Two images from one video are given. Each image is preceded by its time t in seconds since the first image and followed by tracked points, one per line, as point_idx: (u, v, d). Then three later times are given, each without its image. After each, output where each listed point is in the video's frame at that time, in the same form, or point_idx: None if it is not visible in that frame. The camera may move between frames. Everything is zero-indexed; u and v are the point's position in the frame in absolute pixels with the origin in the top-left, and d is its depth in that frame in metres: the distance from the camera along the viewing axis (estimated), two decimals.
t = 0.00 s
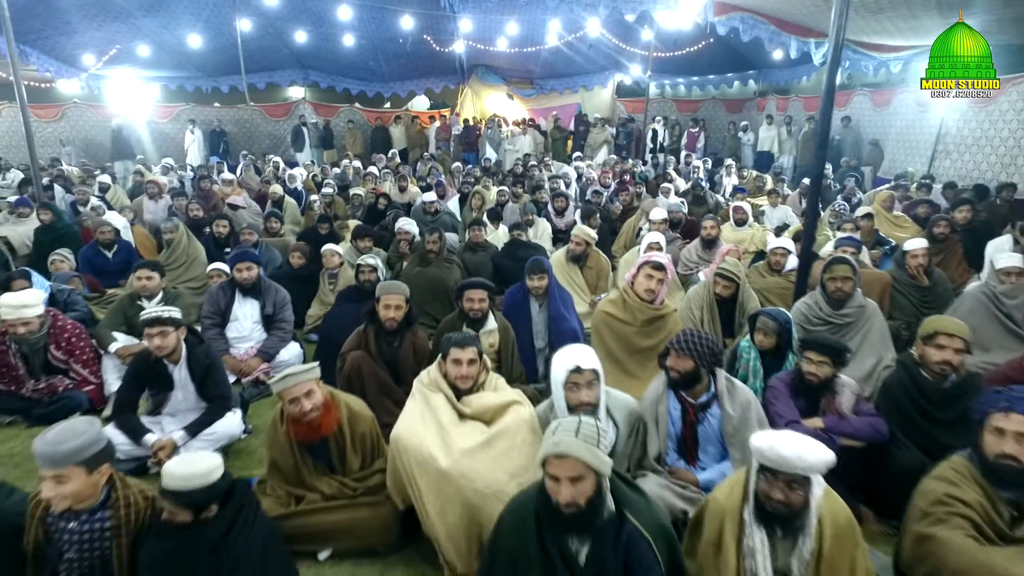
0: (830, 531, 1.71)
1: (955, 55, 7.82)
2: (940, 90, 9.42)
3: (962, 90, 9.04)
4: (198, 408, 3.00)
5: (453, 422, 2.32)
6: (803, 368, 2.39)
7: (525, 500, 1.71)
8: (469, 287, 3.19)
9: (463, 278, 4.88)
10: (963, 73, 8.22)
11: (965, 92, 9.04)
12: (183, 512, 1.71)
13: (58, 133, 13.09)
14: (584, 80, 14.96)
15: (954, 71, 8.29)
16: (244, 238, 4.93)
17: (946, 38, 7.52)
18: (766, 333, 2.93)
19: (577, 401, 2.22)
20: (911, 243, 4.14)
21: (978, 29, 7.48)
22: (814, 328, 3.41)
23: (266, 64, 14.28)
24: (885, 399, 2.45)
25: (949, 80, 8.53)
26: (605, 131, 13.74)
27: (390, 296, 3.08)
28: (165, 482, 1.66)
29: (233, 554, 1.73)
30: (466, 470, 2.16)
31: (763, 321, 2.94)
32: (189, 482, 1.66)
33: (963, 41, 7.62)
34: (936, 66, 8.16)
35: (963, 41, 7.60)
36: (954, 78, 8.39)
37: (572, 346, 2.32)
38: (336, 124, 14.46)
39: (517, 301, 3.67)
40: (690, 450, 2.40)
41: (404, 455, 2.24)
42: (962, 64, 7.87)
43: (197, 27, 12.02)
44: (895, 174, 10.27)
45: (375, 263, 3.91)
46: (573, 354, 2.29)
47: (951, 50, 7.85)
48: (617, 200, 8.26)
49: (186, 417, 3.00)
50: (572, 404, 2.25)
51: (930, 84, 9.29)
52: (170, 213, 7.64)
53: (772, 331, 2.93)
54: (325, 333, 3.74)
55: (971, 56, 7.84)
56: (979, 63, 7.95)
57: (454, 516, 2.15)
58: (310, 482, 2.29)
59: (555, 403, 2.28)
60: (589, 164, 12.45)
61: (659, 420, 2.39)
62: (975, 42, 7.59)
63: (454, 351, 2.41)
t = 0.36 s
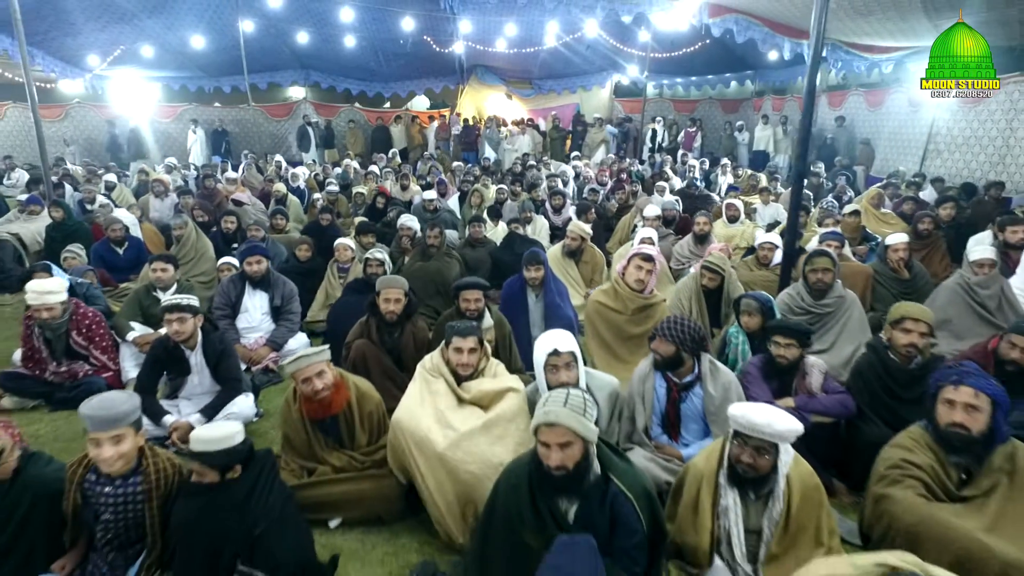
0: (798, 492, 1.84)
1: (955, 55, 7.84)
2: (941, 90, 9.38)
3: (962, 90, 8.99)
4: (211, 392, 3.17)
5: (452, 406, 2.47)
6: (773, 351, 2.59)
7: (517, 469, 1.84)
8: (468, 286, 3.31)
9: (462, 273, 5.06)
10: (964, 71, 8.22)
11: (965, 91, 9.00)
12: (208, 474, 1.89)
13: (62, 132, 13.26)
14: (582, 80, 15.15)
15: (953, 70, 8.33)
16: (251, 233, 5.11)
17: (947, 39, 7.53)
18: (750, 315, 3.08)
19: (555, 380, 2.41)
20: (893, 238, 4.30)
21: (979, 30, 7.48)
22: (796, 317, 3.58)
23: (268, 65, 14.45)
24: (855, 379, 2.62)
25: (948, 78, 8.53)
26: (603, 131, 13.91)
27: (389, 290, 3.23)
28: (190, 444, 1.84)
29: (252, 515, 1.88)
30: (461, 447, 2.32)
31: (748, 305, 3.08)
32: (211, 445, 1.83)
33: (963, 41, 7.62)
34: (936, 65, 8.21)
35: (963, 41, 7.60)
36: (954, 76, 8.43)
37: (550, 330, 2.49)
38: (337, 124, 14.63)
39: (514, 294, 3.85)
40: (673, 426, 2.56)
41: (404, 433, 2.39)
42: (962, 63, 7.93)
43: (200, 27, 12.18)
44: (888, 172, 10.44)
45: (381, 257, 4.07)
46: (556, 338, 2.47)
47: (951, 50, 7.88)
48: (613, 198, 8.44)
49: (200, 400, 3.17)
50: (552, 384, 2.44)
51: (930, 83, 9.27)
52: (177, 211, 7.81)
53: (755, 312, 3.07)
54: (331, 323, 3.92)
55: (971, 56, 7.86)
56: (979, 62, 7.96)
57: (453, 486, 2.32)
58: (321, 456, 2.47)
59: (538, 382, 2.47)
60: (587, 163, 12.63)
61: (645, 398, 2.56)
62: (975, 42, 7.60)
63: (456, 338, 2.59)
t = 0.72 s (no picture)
0: (772, 464, 1.97)
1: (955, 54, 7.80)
2: (940, 90, 9.32)
3: (962, 90, 8.90)
4: (224, 378, 3.33)
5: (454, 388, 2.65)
6: (766, 334, 2.73)
7: (517, 440, 2.00)
8: (467, 279, 3.47)
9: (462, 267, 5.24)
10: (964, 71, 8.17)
11: (965, 92, 8.91)
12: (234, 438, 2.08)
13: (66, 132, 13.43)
14: (580, 80, 15.35)
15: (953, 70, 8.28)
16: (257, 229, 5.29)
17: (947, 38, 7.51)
18: (736, 301, 3.25)
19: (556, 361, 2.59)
20: (875, 233, 4.48)
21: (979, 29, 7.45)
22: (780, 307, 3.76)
23: (269, 65, 14.62)
24: (830, 361, 2.81)
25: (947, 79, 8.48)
26: (601, 131, 14.07)
27: (392, 281, 3.38)
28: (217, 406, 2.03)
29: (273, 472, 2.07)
30: (460, 424, 2.50)
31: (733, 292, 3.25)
32: (242, 400, 2.03)
33: (963, 41, 7.59)
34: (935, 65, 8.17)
35: (963, 41, 7.57)
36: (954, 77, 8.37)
37: (552, 316, 2.70)
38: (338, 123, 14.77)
39: (512, 286, 4.03)
40: (659, 406, 2.72)
41: (408, 411, 2.56)
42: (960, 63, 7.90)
43: (203, 29, 12.34)
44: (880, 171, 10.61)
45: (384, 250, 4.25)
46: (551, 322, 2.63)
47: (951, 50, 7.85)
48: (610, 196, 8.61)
49: (214, 386, 3.33)
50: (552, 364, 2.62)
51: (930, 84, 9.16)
52: (183, 209, 7.98)
53: (740, 299, 3.26)
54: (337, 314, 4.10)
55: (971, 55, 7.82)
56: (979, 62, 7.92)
57: (455, 459, 2.50)
58: (330, 433, 2.64)
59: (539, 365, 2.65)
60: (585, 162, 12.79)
61: (633, 377, 2.75)
62: (975, 41, 7.57)
63: (456, 323, 2.75)
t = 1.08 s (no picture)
0: (746, 432, 2.14)
1: (955, 55, 7.92)
2: (939, 90, 9.39)
3: (961, 91, 8.99)
4: (235, 365, 3.50)
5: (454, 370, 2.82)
6: (753, 320, 2.90)
7: (510, 415, 2.18)
8: (467, 268, 3.64)
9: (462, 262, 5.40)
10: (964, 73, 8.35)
11: (965, 92, 8.97)
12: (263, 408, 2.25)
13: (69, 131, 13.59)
14: (579, 81, 15.54)
15: (953, 71, 8.40)
16: (264, 225, 5.48)
17: (945, 40, 7.66)
18: (724, 290, 3.41)
19: (565, 345, 2.79)
20: (860, 228, 4.65)
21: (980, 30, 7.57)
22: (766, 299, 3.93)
23: (270, 66, 14.80)
24: (807, 347, 2.99)
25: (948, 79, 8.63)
26: (598, 131, 14.23)
27: (398, 270, 3.55)
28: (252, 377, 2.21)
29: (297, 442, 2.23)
30: (460, 402, 2.68)
31: (721, 282, 3.41)
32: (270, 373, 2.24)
33: (963, 41, 7.70)
34: (936, 66, 8.30)
35: (964, 41, 7.68)
36: (954, 78, 8.51)
37: (560, 303, 2.89)
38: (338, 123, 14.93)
39: (509, 278, 4.20)
40: (646, 388, 2.88)
41: (412, 391, 2.74)
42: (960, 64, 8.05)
43: (205, 30, 12.51)
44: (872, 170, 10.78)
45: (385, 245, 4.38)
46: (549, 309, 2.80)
47: (951, 50, 7.96)
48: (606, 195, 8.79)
49: (225, 372, 3.49)
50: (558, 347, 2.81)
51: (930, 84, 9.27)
52: (189, 206, 8.15)
53: (731, 287, 3.40)
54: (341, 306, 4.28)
55: (971, 56, 7.95)
56: (979, 63, 8.08)
57: (456, 436, 2.68)
58: (338, 413, 2.81)
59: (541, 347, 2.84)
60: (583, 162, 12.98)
61: (622, 361, 2.92)
62: (976, 42, 7.70)
63: (455, 310, 2.92)
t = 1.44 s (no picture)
0: (721, 406, 2.34)
1: (955, 55, 7.93)
2: (940, 90, 9.42)
3: (962, 91, 9.01)
4: (244, 353, 3.66)
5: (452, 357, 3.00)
6: (732, 309, 3.07)
7: (498, 393, 2.36)
8: (464, 261, 3.80)
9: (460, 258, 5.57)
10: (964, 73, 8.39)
11: (965, 92, 9.01)
12: (289, 389, 2.42)
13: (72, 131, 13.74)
14: (577, 81, 15.70)
15: (953, 71, 8.42)
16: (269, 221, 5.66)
17: (945, 40, 7.67)
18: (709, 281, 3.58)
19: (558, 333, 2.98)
20: (844, 224, 4.82)
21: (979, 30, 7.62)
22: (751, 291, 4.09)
23: (272, 66, 14.96)
24: (786, 334, 3.16)
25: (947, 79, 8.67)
26: (595, 131, 14.38)
27: (397, 264, 3.73)
28: (285, 363, 2.35)
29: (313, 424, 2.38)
30: (458, 385, 2.85)
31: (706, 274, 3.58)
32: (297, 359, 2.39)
33: (963, 41, 7.72)
34: (935, 66, 8.28)
35: (964, 41, 7.70)
36: (953, 77, 8.54)
37: (553, 294, 3.07)
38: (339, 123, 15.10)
39: (505, 272, 4.37)
40: (634, 374, 3.04)
41: (414, 375, 2.92)
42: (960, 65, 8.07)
43: (208, 31, 12.67)
44: (866, 168, 10.96)
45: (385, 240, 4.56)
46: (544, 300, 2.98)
47: (951, 51, 7.96)
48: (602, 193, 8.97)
49: (234, 360, 3.66)
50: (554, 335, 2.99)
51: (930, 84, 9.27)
52: (193, 204, 8.32)
53: (715, 279, 3.57)
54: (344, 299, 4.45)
55: (971, 56, 7.97)
56: (979, 63, 8.16)
57: (454, 418, 2.84)
58: (342, 396, 2.98)
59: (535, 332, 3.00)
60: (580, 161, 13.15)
61: (610, 348, 3.08)
62: (976, 42, 7.74)
63: (453, 300, 3.10)
